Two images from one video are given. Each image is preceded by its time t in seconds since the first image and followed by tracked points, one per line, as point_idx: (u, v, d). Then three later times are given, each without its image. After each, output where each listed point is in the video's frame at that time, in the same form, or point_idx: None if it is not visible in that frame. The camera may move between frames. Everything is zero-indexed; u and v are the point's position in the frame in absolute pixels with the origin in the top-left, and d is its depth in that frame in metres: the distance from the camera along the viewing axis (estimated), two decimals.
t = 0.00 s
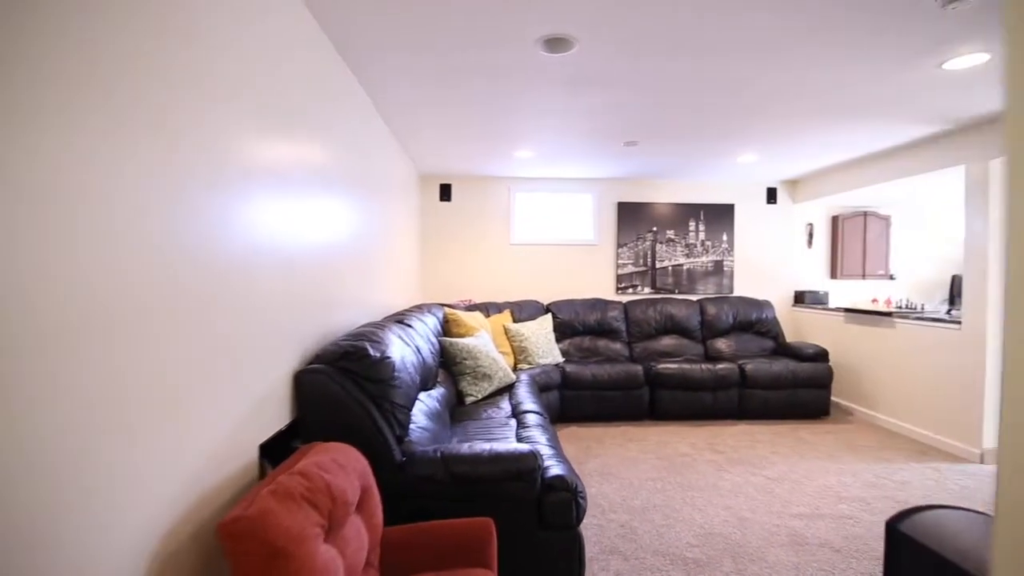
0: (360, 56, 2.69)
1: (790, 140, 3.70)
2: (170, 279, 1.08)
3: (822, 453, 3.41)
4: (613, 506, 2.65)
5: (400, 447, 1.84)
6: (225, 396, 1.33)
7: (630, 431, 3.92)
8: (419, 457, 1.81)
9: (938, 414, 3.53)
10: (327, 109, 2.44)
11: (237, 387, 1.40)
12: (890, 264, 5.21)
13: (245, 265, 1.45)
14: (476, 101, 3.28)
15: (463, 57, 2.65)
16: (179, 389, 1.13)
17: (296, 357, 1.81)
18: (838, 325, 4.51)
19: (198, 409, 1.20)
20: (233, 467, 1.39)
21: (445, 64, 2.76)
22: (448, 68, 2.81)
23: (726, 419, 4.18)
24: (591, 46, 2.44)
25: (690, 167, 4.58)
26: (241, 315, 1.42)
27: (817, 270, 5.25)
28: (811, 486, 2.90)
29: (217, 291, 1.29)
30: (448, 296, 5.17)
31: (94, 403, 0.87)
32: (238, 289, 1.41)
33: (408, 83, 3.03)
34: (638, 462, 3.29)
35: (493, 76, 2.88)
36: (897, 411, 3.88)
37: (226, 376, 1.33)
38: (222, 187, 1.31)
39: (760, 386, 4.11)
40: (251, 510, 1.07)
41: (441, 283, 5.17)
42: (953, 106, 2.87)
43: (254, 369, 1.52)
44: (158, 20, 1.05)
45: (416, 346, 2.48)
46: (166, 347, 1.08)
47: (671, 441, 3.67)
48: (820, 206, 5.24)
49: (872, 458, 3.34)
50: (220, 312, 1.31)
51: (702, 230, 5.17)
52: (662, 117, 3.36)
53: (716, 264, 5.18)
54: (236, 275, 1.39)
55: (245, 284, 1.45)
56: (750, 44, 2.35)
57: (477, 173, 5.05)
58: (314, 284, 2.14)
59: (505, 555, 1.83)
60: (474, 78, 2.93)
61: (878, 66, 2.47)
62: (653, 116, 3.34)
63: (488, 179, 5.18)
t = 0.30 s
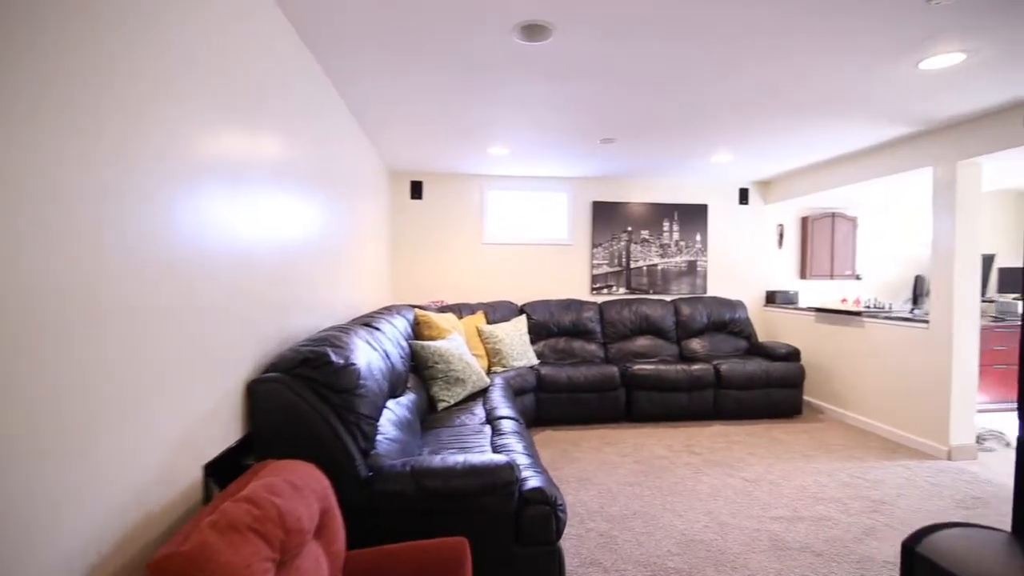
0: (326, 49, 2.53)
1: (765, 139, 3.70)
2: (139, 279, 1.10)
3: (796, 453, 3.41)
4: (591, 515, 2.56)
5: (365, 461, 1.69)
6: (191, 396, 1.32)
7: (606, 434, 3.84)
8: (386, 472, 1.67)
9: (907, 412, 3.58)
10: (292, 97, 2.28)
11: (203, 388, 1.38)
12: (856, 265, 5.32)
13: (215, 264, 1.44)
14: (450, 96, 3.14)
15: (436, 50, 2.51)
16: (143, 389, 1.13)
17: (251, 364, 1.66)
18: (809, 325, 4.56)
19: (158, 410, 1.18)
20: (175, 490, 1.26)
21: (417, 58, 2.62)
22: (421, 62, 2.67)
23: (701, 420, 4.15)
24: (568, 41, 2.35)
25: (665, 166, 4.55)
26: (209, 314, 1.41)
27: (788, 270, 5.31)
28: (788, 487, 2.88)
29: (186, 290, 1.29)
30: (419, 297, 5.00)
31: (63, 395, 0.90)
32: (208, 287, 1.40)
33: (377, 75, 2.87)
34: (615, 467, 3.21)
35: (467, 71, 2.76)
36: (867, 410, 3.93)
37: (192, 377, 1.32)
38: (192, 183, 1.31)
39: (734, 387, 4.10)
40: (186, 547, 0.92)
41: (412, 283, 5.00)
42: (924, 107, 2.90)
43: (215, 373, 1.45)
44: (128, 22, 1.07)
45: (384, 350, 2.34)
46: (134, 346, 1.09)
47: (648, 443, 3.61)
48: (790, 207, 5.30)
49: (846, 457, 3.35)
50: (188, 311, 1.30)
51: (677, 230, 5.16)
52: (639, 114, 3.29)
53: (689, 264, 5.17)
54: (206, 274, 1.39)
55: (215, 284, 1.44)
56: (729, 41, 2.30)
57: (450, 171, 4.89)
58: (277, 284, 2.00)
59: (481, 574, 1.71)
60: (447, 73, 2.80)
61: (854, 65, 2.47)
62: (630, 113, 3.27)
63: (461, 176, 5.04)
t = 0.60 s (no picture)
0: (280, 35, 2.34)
1: (734, 138, 3.69)
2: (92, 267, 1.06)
3: (766, 452, 3.40)
4: (564, 524, 2.45)
5: (317, 480, 1.53)
6: (132, 403, 1.22)
7: (577, 437, 3.75)
8: (341, 492, 1.51)
9: (870, 410, 3.63)
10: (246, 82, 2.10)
11: (147, 395, 1.28)
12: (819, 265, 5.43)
13: (163, 261, 1.36)
14: (416, 88, 2.99)
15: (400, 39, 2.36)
16: (83, 393, 1.05)
17: (187, 372, 1.48)
18: (776, 324, 4.60)
19: (96, 418, 1.09)
20: (103, 511, 1.12)
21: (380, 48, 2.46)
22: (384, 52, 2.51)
23: (672, 421, 4.12)
24: (539, 30, 2.24)
25: (634, 164, 4.51)
26: (155, 314, 1.32)
27: (754, 270, 5.37)
28: (760, 488, 2.85)
29: (131, 288, 1.21)
30: (383, 297, 4.81)
31: (16, 375, 0.88)
32: (156, 286, 1.32)
33: (337, 66, 2.69)
34: (587, 472, 3.12)
35: (433, 62, 2.61)
36: (832, 407, 3.98)
37: (135, 383, 1.22)
38: (138, 174, 1.24)
39: (704, 386, 4.09)
40: None
41: (376, 283, 4.80)
42: (889, 107, 2.92)
43: (154, 381, 1.31)
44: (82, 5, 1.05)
45: (342, 355, 2.16)
46: (84, 338, 1.05)
47: (620, 446, 3.55)
48: (755, 208, 5.36)
49: (814, 455, 3.36)
50: (134, 311, 1.21)
51: (646, 230, 5.13)
52: (610, 110, 3.22)
53: (658, 264, 5.16)
54: (153, 271, 1.30)
55: (163, 282, 1.35)
56: (704, 36, 2.24)
57: (415, 166, 4.71)
58: (226, 284, 1.82)
59: None
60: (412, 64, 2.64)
61: (825, 63, 2.45)
62: (601, 108, 3.19)
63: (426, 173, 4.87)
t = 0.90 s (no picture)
0: (224, 16, 2.13)
1: (700, 137, 3.68)
2: (28, 233, 1.02)
3: (732, 452, 3.40)
4: (531, 536, 2.34)
5: (257, 505, 1.36)
6: (63, 400, 1.13)
7: (543, 441, 3.66)
8: (284, 518, 1.35)
9: (830, 407, 3.69)
10: (186, 63, 1.90)
11: (78, 395, 1.18)
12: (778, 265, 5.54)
13: (97, 257, 1.26)
14: (375, 80, 2.82)
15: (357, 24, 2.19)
16: None
17: (106, 386, 1.30)
18: (738, 324, 4.65)
19: (10, 423, 0.97)
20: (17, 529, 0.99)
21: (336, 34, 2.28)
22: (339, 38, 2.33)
23: (638, 422, 4.09)
24: (504, 19, 2.12)
25: (601, 162, 4.46)
26: (87, 313, 1.22)
27: (716, 270, 5.43)
28: (727, 489, 2.83)
29: (70, 274, 1.15)
30: (341, 298, 4.58)
31: None
32: (89, 281, 1.22)
33: (289, 53, 2.49)
34: (554, 478, 3.02)
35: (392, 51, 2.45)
36: (793, 405, 4.04)
37: (67, 378, 1.14)
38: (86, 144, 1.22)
39: (669, 387, 4.07)
40: None
41: (333, 283, 4.57)
42: (850, 109, 2.96)
43: (63, 396, 1.13)
44: None
45: (290, 363, 1.98)
46: (16, 314, 0.99)
47: (587, 449, 3.47)
48: (718, 209, 5.42)
49: (778, 454, 3.37)
50: (69, 298, 1.15)
51: (612, 229, 5.10)
52: (578, 105, 3.14)
53: (624, 264, 5.14)
54: (86, 266, 1.21)
55: (97, 279, 1.26)
56: (673, 30, 2.18)
57: (375, 161, 4.51)
58: (159, 284, 1.63)
59: None
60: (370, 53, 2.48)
61: (792, 62, 2.44)
62: (568, 103, 3.10)
63: (387, 168, 4.68)
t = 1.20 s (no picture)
0: None
1: (663, 137, 3.69)
2: None
3: (694, 451, 3.41)
4: (494, 547, 2.24)
5: (184, 534, 1.20)
6: None
7: (507, 446, 3.56)
8: (215, 548, 1.20)
9: (787, 405, 3.76)
10: (112, 38, 1.71)
11: None
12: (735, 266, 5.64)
13: (8, 247, 1.17)
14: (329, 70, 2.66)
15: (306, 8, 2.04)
16: None
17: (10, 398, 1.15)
18: (699, 323, 4.70)
19: None
20: None
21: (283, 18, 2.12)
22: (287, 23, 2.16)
23: (602, 423, 4.05)
24: (465, 7, 2.02)
25: (564, 161, 4.42)
26: None
27: (677, 270, 5.49)
28: (691, 490, 2.81)
29: None
30: (294, 299, 4.35)
31: None
32: None
33: (233, 38, 2.30)
34: (518, 483, 2.94)
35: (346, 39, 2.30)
36: (752, 403, 4.10)
37: None
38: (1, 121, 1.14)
39: (633, 387, 4.06)
40: None
41: (285, 283, 4.33)
42: (807, 111, 3.02)
43: None
44: None
45: (230, 370, 1.82)
46: None
47: (551, 453, 3.40)
48: (678, 210, 5.48)
49: (739, 452, 3.40)
50: None
51: (575, 229, 5.07)
52: (542, 102, 3.07)
53: (587, 264, 5.12)
54: None
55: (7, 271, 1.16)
56: (639, 25, 2.14)
57: (331, 156, 4.31)
58: (79, 283, 1.48)
59: None
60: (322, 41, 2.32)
61: (754, 62, 2.44)
62: (532, 99, 3.03)
63: (343, 163, 4.48)
